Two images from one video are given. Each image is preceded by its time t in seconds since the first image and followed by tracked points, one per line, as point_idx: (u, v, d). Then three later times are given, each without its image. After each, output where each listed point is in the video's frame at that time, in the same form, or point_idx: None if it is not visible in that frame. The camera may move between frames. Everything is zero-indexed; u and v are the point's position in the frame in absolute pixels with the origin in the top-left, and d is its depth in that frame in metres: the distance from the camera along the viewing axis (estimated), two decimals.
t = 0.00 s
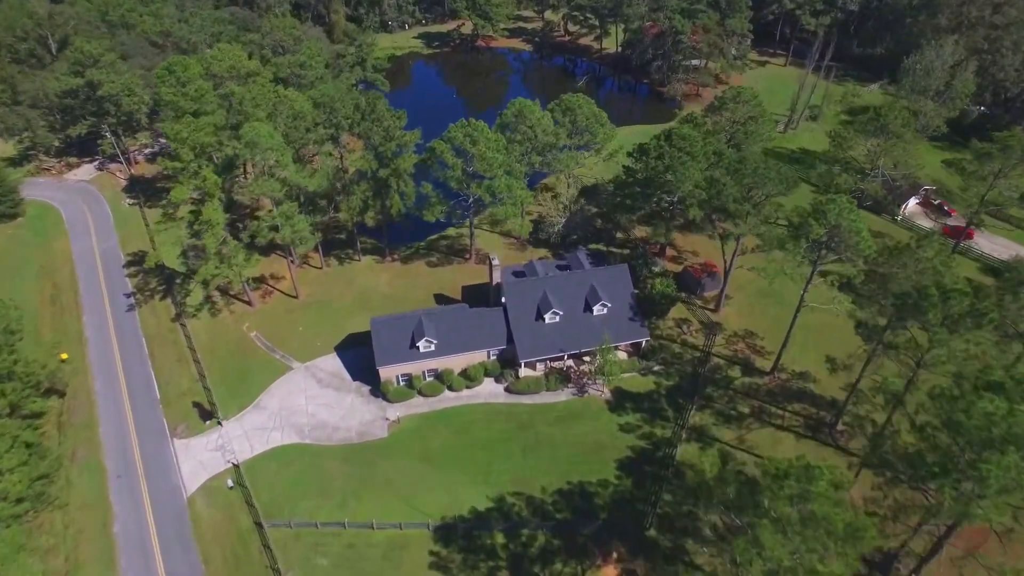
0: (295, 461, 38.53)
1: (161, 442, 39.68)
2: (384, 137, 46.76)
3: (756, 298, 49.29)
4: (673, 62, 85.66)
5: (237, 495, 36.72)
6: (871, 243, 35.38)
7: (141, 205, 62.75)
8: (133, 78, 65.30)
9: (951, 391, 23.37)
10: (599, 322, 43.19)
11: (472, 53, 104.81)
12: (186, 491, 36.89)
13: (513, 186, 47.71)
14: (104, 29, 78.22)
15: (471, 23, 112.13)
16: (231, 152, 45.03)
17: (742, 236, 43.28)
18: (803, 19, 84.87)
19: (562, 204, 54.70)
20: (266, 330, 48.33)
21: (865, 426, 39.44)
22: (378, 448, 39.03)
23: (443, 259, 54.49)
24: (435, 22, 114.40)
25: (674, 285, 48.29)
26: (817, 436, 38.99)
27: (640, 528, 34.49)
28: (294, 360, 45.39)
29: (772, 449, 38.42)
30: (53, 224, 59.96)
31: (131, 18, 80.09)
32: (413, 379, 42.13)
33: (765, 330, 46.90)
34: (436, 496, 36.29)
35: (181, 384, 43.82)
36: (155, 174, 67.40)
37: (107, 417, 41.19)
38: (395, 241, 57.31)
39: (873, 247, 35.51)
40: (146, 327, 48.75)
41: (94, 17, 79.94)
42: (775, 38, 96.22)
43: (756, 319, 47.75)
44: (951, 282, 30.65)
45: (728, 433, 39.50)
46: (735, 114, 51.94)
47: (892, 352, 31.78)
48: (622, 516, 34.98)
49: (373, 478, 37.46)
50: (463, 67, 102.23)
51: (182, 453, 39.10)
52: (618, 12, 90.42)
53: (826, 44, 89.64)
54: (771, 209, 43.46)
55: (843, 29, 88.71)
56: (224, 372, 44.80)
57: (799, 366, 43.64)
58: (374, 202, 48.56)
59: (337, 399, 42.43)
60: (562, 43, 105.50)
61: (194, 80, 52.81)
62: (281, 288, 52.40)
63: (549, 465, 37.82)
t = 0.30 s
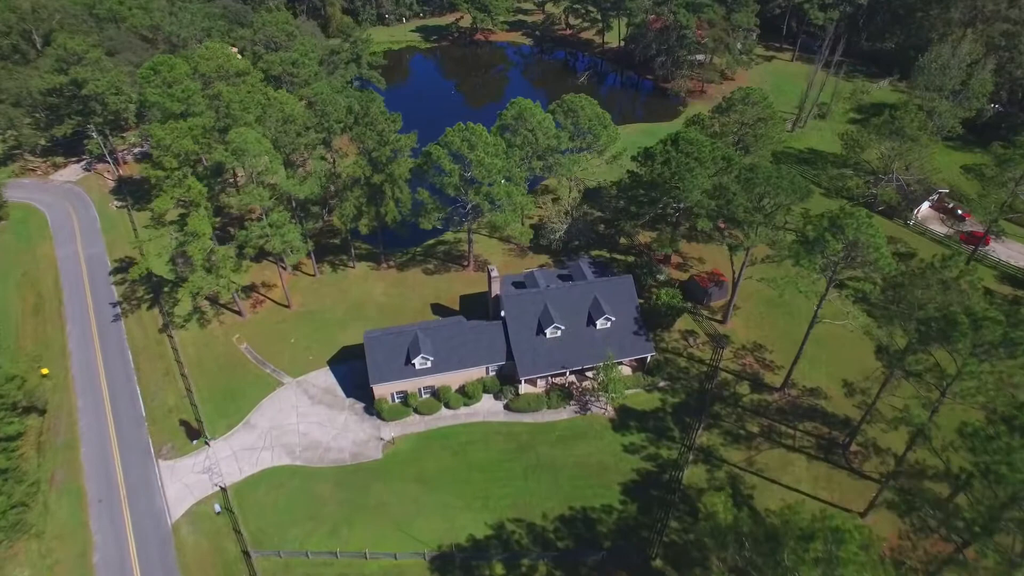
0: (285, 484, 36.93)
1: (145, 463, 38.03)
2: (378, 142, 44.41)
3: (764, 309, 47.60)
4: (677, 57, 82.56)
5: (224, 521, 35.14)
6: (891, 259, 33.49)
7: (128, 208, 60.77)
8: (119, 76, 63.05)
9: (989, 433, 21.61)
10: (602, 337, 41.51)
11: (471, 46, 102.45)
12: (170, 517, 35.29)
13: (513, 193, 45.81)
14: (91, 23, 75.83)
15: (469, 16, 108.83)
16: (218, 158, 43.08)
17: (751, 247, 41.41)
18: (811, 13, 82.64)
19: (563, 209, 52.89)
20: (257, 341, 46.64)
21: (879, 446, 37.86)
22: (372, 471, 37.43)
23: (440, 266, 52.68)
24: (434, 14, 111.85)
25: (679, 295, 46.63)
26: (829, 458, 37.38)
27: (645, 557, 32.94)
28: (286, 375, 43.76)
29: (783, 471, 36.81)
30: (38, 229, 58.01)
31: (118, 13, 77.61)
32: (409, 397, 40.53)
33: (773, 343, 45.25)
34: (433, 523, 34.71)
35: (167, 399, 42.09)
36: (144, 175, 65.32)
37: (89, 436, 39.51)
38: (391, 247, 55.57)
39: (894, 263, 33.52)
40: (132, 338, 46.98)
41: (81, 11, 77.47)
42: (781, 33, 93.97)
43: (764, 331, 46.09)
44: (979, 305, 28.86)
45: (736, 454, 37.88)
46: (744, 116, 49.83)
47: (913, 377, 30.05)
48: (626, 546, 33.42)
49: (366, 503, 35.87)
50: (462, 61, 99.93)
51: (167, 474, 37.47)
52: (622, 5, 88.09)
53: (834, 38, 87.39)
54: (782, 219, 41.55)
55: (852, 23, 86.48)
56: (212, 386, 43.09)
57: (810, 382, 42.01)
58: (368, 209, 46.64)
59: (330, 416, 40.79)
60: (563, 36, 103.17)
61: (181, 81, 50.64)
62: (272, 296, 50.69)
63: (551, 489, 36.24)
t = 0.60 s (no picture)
0: (275, 511, 35.32)
1: (128, 488, 36.33)
2: (372, 148, 42.34)
3: (774, 322, 45.80)
4: (681, 54, 80.63)
5: (210, 552, 33.53)
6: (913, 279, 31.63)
7: (115, 212, 58.73)
8: (105, 75, 60.78)
9: None
10: (606, 354, 39.79)
11: (469, 40, 100.00)
12: (154, 547, 33.65)
13: (513, 202, 43.89)
14: (77, 18, 73.37)
15: (468, 9, 106.26)
16: (204, 165, 41.07)
17: (762, 260, 39.55)
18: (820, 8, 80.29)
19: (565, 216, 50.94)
20: (247, 356, 44.88)
21: (896, 470, 36.20)
22: (366, 497, 35.83)
23: (438, 275, 50.83)
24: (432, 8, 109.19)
25: (685, 307, 44.82)
26: (844, 483, 35.76)
27: None
28: (276, 392, 42.05)
29: (795, 498, 35.20)
30: (21, 235, 55.99)
31: (105, 7, 75.13)
32: (404, 417, 38.87)
33: (784, 358, 43.51)
34: (429, 554, 33.13)
35: (153, 418, 40.31)
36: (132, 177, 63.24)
37: (70, 459, 37.80)
38: (386, 254, 53.70)
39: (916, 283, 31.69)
40: (117, 352, 45.13)
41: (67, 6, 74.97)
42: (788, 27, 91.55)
43: (774, 344, 44.32)
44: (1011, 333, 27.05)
45: (746, 479, 36.24)
46: (754, 119, 47.75)
47: (938, 407, 28.31)
48: None
49: (360, 531, 34.28)
50: (460, 55, 97.56)
51: (151, 501, 35.80)
52: None
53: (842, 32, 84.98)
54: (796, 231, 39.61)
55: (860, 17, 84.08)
56: (199, 404, 41.33)
57: (823, 401, 40.29)
58: (362, 217, 44.88)
59: (322, 437, 39.13)
60: (563, 30, 100.80)
61: (166, 83, 48.42)
62: (263, 307, 48.87)
63: (553, 517, 34.60)
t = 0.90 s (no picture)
0: (264, 541, 33.74)
1: (109, 517, 34.69)
2: (365, 156, 40.34)
3: (784, 337, 44.06)
4: (686, 50, 78.51)
5: None
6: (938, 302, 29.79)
7: (101, 217, 56.72)
8: (90, 74, 58.62)
9: None
10: (611, 373, 38.04)
11: (468, 34, 97.51)
12: None
13: (513, 212, 41.99)
14: (62, 14, 71.03)
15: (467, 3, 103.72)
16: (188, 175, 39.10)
17: (775, 276, 37.70)
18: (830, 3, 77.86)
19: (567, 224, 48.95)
20: (236, 372, 43.13)
21: (914, 498, 34.60)
22: (359, 526, 34.23)
23: (436, 285, 49.01)
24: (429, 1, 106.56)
25: (693, 321, 43.02)
26: (859, 511, 34.18)
27: None
28: (266, 412, 40.35)
29: (808, 527, 33.63)
30: (4, 242, 54.03)
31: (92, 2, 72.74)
32: (400, 440, 37.18)
33: (795, 375, 41.79)
34: None
35: (137, 440, 38.60)
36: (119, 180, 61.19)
37: (49, 485, 36.13)
38: (382, 262, 51.82)
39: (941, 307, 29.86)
40: (101, 368, 43.34)
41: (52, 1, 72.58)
42: (795, 21, 89.17)
43: (784, 360, 42.62)
44: None
45: (757, 507, 34.62)
46: (764, 124, 45.70)
47: (964, 443, 26.61)
48: None
49: (353, 563, 32.72)
50: (457, 50, 95.16)
51: (134, 530, 34.17)
52: None
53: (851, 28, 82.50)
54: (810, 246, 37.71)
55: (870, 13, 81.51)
56: (186, 424, 39.59)
57: (837, 422, 38.63)
58: (355, 227, 43.05)
59: (314, 461, 37.49)
60: (564, 24, 98.31)
61: (150, 85, 46.22)
62: (254, 319, 47.08)
63: (555, 548, 33.03)
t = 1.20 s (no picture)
0: None
1: (89, 551, 33.10)
2: (358, 167, 38.30)
3: (795, 354, 42.30)
4: (691, 47, 76.18)
5: None
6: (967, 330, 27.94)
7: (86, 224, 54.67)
8: (73, 74, 56.29)
9: None
10: (616, 396, 36.33)
11: (466, 28, 95.06)
12: None
13: (513, 224, 40.09)
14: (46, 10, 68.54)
15: None
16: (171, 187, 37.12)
17: (788, 295, 35.88)
18: None
19: (570, 234, 47.03)
20: (225, 391, 41.36)
21: (934, 530, 32.96)
22: (352, 560, 32.63)
23: (434, 297, 47.17)
24: None
25: (700, 338, 41.24)
26: (877, 544, 32.55)
27: None
28: (256, 434, 38.65)
29: (823, 562, 32.01)
30: None
31: None
32: (395, 467, 35.52)
33: (807, 395, 40.06)
34: None
35: (120, 465, 36.93)
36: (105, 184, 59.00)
37: (27, 517, 34.54)
38: (376, 273, 49.83)
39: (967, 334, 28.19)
40: (84, 387, 41.57)
41: None
42: (803, 16, 86.74)
43: (796, 379, 40.87)
44: None
45: (769, 540, 32.97)
46: (776, 130, 43.63)
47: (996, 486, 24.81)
48: None
49: None
50: (455, 44, 92.77)
51: (115, 566, 32.57)
52: None
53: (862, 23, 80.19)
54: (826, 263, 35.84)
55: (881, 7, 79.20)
56: (172, 448, 37.87)
57: (852, 446, 36.93)
58: (348, 240, 41.15)
59: (305, 488, 35.84)
60: (566, 18, 95.90)
61: (133, 89, 44.03)
62: (244, 334, 45.26)
63: None
